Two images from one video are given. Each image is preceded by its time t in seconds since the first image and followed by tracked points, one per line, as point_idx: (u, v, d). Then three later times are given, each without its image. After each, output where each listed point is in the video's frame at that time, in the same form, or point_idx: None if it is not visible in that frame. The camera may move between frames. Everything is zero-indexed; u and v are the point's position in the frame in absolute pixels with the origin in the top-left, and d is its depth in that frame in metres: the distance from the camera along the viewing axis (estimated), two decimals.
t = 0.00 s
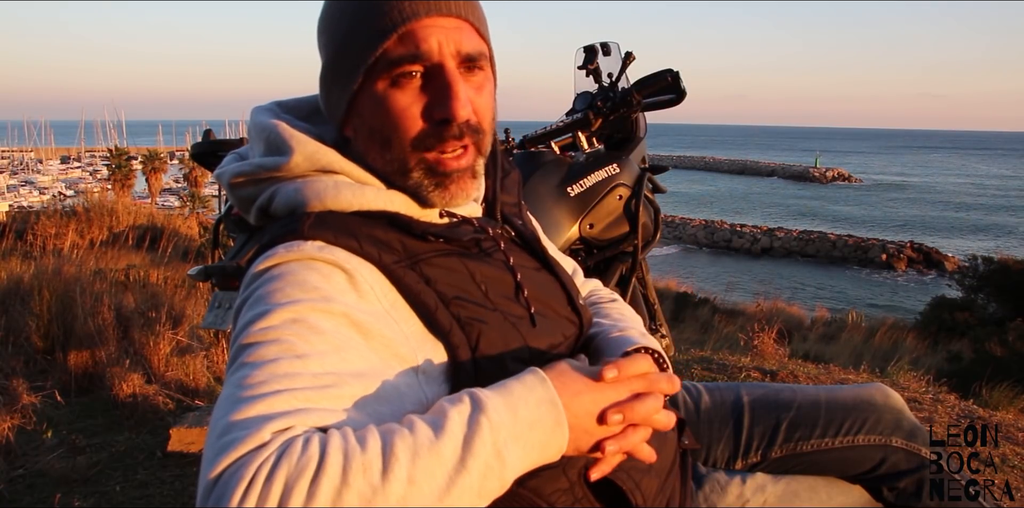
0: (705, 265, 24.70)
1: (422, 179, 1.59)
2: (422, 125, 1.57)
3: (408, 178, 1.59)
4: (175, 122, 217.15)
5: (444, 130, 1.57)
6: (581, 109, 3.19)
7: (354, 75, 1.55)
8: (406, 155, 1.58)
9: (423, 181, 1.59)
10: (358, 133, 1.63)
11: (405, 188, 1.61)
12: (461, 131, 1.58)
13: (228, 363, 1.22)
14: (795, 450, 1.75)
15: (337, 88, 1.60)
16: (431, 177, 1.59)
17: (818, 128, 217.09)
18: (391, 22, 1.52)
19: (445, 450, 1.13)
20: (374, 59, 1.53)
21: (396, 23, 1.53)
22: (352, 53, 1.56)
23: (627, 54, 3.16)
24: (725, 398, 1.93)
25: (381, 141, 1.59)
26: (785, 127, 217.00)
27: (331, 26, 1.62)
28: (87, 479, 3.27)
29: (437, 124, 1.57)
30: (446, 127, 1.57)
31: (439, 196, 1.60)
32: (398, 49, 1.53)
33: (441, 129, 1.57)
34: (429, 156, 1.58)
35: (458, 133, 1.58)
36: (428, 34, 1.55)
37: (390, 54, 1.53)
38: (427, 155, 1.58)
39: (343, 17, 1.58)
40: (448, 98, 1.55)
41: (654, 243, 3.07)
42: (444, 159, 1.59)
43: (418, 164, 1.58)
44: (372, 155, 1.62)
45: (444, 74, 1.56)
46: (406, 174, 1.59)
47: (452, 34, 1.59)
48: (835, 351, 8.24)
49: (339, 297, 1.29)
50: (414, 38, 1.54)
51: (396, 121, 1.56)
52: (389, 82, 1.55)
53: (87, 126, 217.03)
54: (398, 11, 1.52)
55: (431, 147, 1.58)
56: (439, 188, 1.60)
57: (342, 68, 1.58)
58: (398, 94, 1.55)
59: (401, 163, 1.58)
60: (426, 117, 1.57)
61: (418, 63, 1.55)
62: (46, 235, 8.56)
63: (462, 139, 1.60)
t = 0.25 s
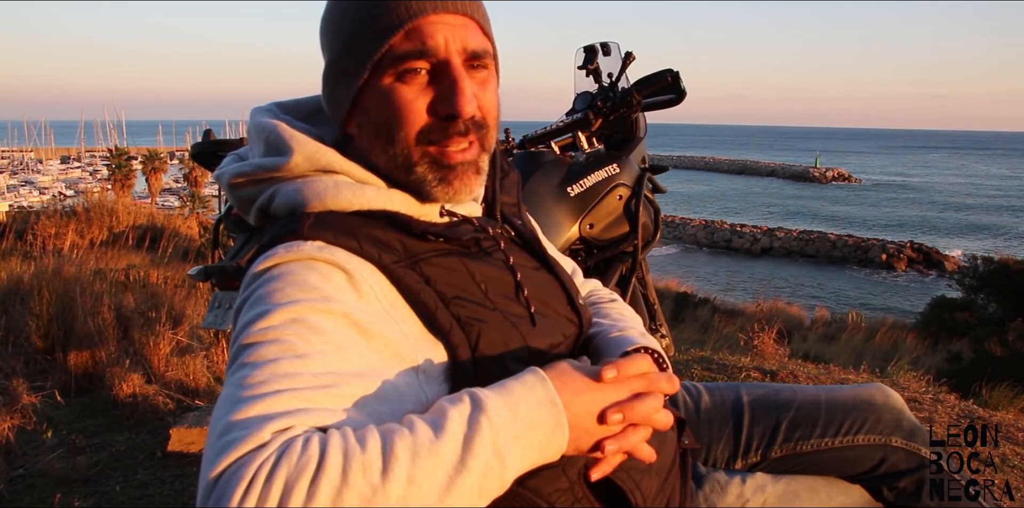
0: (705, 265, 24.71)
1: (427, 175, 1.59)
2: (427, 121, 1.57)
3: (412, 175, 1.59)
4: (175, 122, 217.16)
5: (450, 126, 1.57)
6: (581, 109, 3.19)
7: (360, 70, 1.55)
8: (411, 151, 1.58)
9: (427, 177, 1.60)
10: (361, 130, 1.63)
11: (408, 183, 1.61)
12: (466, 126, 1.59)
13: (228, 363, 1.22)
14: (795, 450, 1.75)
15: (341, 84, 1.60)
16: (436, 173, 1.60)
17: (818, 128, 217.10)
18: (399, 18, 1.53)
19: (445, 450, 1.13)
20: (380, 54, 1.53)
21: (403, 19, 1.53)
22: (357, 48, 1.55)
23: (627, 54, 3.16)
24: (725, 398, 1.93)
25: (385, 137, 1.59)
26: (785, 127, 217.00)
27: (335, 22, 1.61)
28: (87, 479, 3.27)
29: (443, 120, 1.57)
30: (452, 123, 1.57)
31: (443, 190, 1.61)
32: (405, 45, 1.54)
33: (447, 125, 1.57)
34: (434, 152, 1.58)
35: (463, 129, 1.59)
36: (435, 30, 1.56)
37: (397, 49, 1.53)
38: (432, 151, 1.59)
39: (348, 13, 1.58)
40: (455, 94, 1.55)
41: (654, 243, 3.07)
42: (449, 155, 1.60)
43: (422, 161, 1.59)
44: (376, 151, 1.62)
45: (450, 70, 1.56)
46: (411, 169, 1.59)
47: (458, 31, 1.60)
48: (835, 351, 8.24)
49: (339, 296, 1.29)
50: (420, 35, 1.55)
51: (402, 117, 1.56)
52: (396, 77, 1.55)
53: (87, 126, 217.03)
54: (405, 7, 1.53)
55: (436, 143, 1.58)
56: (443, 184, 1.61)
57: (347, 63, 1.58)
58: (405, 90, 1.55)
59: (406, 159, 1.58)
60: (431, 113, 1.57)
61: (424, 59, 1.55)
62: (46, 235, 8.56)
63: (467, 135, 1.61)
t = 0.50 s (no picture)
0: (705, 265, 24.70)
1: (430, 174, 1.59)
2: (431, 119, 1.57)
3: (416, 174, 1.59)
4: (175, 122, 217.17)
5: (453, 124, 1.57)
6: (581, 109, 3.19)
7: (364, 68, 1.55)
8: (414, 149, 1.58)
9: (430, 175, 1.59)
10: (364, 129, 1.63)
11: (411, 181, 1.61)
12: (470, 125, 1.58)
13: (228, 363, 1.22)
14: (795, 450, 1.76)
15: (344, 82, 1.60)
16: (440, 172, 1.59)
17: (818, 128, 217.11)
18: (402, 17, 1.53)
19: (445, 450, 1.13)
20: (384, 52, 1.53)
21: (406, 17, 1.53)
22: (361, 46, 1.55)
23: (627, 54, 3.16)
24: (725, 398, 1.93)
25: (388, 135, 1.59)
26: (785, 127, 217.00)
27: (338, 20, 1.61)
28: (87, 479, 3.27)
29: (446, 118, 1.57)
30: (455, 121, 1.57)
31: (448, 184, 1.61)
32: (409, 43, 1.54)
33: (450, 123, 1.57)
34: (437, 149, 1.58)
35: (467, 128, 1.58)
36: (439, 28, 1.56)
37: (401, 47, 1.54)
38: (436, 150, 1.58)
39: (352, 11, 1.58)
40: (459, 92, 1.55)
41: (654, 243, 3.07)
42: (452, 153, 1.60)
43: (425, 159, 1.58)
44: (379, 150, 1.62)
45: (454, 68, 1.56)
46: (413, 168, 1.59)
47: (462, 29, 1.60)
48: (835, 351, 8.23)
49: (339, 296, 1.29)
50: (424, 33, 1.55)
51: (406, 115, 1.56)
52: (399, 75, 1.55)
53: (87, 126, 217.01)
54: (409, 5, 1.53)
55: (440, 141, 1.58)
56: (446, 183, 1.60)
57: (350, 62, 1.58)
58: (408, 88, 1.55)
59: (409, 158, 1.58)
60: (435, 112, 1.57)
61: (428, 58, 1.55)
62: (46, 235, 8.56)
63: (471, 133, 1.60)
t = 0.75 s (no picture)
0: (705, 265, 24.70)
1: (429, 175, 1.59)
2: (431, 121, 1.57)
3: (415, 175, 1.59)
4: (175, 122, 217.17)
5: (454, 126, 1.57)
6: (581, 109, 3.19)
7: (365, 69, 1.55)
8: (414, 151, 1.58)
9: (430, 177, 1.59)
10: (364, 129, 1.63)
11: (409, 183, 1.61)
12: (470, 127, 1.59)
13: (228, 363, 1.22)
14: (795, 449, 1.75)
15: (345, 83, 1.60)
16: (439, 174, 1.59)
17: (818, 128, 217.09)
18: (405, 18, 1.53)
19: (445, 449, 1.13)
20: (385, 53, 1.53)
21: (409, 18, 1.53)
22: (362, 47, 1.55)
23: (627, 54, 3.16)
24: (725, 398, 1.93)
25: (388, 136, 1.59)
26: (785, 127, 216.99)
27: (340, 21, 1.61)
28: (87, 479, 3.27)
29: (446, 120, 1.57)
30: (456, 123, 1.57)
31: (446, 189, 1.61)
32: (410, 44, 1.54)
33: (450, 125, 1.57)
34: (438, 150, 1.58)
35: (467, 129, 1.58)
36: (441, 30, 1.56)
37: (402, 49, 1.54)
38: (435, 151, 1.58)
39: (354, 12, 1.58)
40: (459, 94, 1.56)
41: (654, 243, 3.07)
42: (451, 155, 1.60)
43: (425, 161, 1.58)
44: (378, 151, 1.62)
45: (455, 70, 1.56)
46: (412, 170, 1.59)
47: (464, 31, 1.60)
48: (835, 351, 8.23)
49: (339, 297, 1.29)
50: (426, 34, 1.55)
51: (406, 116, 1.56)
52: (400, 77, 1.55)
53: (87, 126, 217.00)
54: (411, 6, 1.53)
55: (439, 143, 1.58)
56: (445, 185, 1.60)
57: (351, 63, 1.58)
58: (409, 89, 1.55)
59: (408, 159, 1.58)
60: (436, 113, 1.57)
61: (430, 59, 1.55)
62: (46, 235, 8.56)
63: (471, 135, 1.60)
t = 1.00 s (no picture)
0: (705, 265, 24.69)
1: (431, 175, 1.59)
2: (434, 119, 1.57)
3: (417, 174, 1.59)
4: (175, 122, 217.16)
5: (457, 124, 1.58)
6: (581, 109, 3.19)
7: (367, 67, 1.55)
8: (417, 149, 1.58)
9: (433, 176, 1.59)
10: (367, 129, 1.63)
11: (411, 182, 1.61)
12: (473, 125, 1.59)
13: (228, 362, 1.22)
14: (795, 448, 1.76)
15: (348, 81, 1.60)
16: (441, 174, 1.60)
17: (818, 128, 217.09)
18: (408, 16, 1.53)
19: (446, 449, 1.13)
20: (388, 52, 1.53)
21: (412, 17, 1.53)
22: (365, 46, 1.55)
23: (627, 54, 3.16)
24: (724, 397, 1.93)
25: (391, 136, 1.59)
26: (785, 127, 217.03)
27: (342, 19, 1.61)
28: (87, 479, 3.27)
29: (449, 119, 1.57)
30: (458, 122, 1.57)
31: (450, 185, 1.60)
32: (413, 43, 1.54)
33: (453, 123, 1.58)
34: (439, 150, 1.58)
35: (470, 128, 1.59)
36: (444, 29, 1.56)
37: (405, 47, 1.54)
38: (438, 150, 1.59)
39: (356, 11, 1.58)
40: (462, 94, 1.56)
41: (654, 243, 3.07)
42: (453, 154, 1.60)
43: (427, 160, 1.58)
44: (380, 150, 1.62)
45: (458, 69, 1.57)
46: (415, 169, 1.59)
47: (467, 30, 1.60)
48: (835, 351, 8.23)
49: (339, 297, 1.29)
50: (429, 33, 1.55)
51: (408, 115, 1.56)
52: (403, 75, 1.55)
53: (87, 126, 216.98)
54: (414, 6, 1.53)
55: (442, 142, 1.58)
56: (448, 184, 1.60)
57: (354, 61, 1.57)
58: (412, 88, 1.55)
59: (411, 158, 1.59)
60: (438, 112, 1.57)
61: (433, 58, 1.55)
62: (46, 235, 8.56)
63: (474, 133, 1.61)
